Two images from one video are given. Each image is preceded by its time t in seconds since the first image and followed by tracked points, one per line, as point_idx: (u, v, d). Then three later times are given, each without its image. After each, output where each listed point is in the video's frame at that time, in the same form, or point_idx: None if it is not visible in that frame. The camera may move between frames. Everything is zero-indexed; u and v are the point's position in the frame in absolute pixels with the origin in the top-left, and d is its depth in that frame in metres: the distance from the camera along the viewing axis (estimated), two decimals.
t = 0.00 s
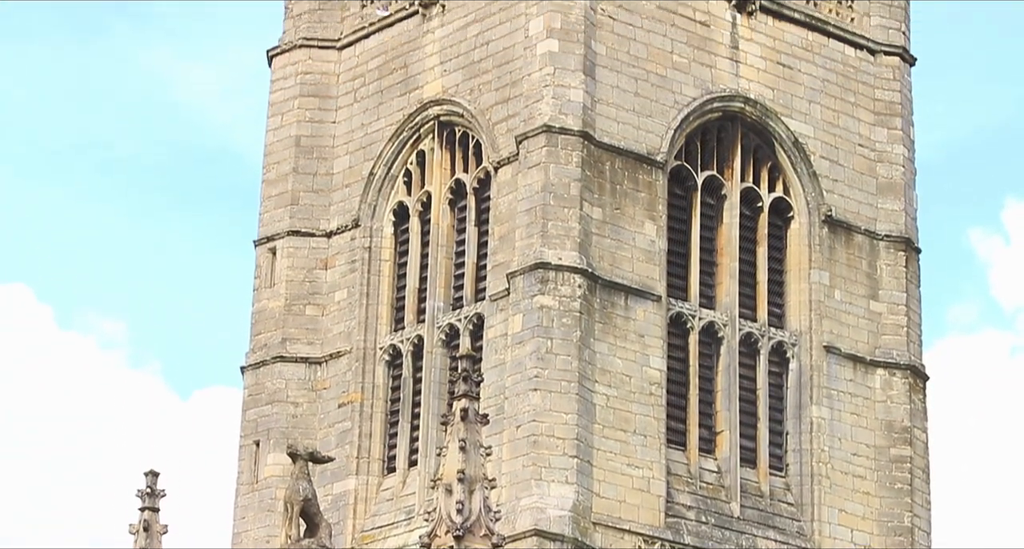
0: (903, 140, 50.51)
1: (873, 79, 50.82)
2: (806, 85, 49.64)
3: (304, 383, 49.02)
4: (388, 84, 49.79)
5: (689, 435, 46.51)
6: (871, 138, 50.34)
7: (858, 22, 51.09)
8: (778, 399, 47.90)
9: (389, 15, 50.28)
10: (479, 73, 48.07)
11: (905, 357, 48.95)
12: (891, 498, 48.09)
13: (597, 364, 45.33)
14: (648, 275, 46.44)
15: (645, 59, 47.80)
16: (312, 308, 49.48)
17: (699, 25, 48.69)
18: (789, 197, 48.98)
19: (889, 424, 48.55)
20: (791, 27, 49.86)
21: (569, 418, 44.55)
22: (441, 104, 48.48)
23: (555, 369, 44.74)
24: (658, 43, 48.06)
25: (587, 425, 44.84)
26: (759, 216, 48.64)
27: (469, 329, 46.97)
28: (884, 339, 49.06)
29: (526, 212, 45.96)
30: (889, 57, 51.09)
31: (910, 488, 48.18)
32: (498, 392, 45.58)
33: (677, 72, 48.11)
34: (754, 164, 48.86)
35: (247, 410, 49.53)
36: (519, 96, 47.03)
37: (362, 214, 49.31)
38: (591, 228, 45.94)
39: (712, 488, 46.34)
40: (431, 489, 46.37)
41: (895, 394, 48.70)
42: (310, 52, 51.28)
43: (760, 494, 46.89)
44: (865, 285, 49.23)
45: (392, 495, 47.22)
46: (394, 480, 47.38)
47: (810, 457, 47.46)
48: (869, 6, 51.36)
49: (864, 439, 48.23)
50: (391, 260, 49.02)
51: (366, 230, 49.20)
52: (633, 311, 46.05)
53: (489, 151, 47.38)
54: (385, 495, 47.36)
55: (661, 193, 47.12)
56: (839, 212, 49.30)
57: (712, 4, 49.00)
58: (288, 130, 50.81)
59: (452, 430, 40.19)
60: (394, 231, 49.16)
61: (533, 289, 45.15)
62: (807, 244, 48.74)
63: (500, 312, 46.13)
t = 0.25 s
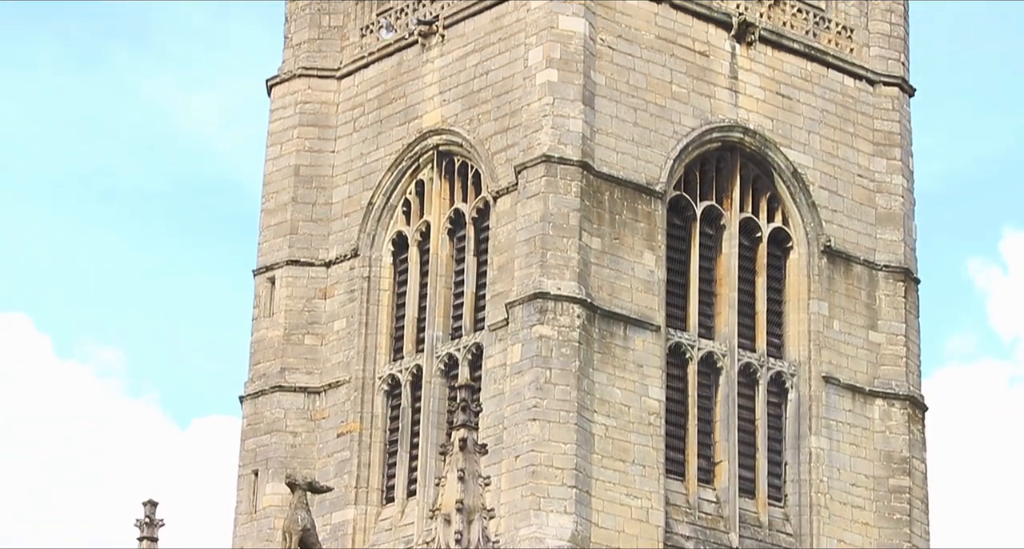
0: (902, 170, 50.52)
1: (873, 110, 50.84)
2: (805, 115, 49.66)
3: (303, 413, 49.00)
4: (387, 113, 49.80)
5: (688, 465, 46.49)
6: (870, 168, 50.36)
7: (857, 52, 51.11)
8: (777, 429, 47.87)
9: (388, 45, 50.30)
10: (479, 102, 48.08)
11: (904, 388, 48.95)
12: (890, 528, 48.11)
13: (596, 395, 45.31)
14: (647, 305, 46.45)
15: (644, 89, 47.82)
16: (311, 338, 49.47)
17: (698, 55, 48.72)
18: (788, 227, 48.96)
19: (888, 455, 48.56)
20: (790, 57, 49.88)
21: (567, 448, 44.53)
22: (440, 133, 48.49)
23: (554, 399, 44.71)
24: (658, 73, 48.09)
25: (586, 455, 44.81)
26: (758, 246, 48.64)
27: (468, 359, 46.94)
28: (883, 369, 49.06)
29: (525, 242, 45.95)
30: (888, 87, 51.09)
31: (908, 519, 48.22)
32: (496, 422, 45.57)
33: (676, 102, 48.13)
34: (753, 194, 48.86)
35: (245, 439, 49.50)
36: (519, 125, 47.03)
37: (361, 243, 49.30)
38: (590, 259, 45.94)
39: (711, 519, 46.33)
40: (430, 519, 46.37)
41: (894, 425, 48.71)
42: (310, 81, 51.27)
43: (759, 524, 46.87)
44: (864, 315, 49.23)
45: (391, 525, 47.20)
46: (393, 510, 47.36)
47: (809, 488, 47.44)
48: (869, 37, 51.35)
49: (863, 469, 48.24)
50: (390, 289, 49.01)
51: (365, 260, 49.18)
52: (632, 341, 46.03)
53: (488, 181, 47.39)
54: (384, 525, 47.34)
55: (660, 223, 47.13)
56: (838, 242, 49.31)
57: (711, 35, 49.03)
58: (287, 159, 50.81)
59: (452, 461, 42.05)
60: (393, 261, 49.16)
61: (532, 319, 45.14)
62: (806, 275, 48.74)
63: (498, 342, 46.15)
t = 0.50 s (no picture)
0: (901, 199, 50.53)
1: (871, 137, 50.86)
2: (804, 142, 49.70)
3: (301, 440, 48.99)
4: (386, 141, 49.81)
5: (687, 493, 46.50)
6: (869, 196, 50.39)
7: (855, 80, 51.02)
8: (775, 457, 47.85)
9: (387, 72, 50.31)
10: (477, 130, 48.11)
11: (903, 415, 48.93)
12: None
13: (595, 422, 45.31)
14: (645, 333, 46.44)
15: (643, 117, 47.87)
16: (309, 365, 49.47)
17: (697, 83, 48.76)
18: (786, 255, 48.95)
19: (886, 483, 48.56)
20: (789, 85, 49.93)
21: (565, 476, 44.54)
22: (438, 161, 48.53)
23: (552, 426, 44.73)
24: (656, 100, 48.13)
25: (584, 482, 44.81)
26: (757, 274, 48.64)
27: (466, 387, 46.92)
28: (881, 397, 49.03)
29: (523, 269, 45.98)
30: (887, 115, 51.07)
31: (907, 546, 48.25)
32: (495, 449, 45.57)
33: (674, 130, 48.15)
34: (751, 222, 48.88)
35: (243, 467, 49.48)
36: (518, 153, 47.07)
37: (360, 271, 49.30)
38: (588, 286, 45.96)
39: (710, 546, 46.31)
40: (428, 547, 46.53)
41: (892, 452, 48.69)
42: (309, 108, 51.27)
43: None
44: (863, 343, 49.23)
45: None
46: (391, 538, 47.34)
47: (807, 515, 47.43)
48: (868, 64, 51.29)
49: (862, 497, 48.24)
50: (389, 317, 49.01)
51: (363, 287, 49.17)
52: (630, 369, 46.03)
53: (486, 208, 47.41)
54: None
55: (658, 251, 47.15)
56: (837, 270, 49.32)
57: (709, 62, 49.07)
58: (286, 187, 50.84)
59: (450, 489, 43.28)
60: (391, 288, 49.17)
61: (530, 346, 45.15)
62: (805, 302, 48.75)
63: (496, 370, 46.16)
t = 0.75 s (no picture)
0: (899, 225, 50.56)
1: (870, 164, 50.88)
2: (803, 169, 49.72)
3: (299, 466, 48.97)
4: (385, 167, 49.83)
5: (685, 519, 46.49)
6: (867, 223, 50.39)
7: (854, 107, 51.06)
8: (773, 483, 47.82)
9: (387, 98, 50.33)
10: (476, 156, 48.14)
11: (901, 442, 48.93)
12: None
13: (593, 449, 45.30)
14: (644, 360, 46.45)
15: (642, 144, 47.89)
16: (308, 391, 49.46)
17: (696, 109, 48.79)
18: (785, 281, 48.96)
19: (885, 509, 48.55)
20: (788, 112, 49.96)
21: (564, 502, 44.52)
22: (437, 187, 48.54)
23: (550, 453, 44.73)
24: (655, 127, 48.15)
25: (582, 509, 44.79)
26: (755, 300, 48.64)
27: (464, 414, 46.93)
28: (879, 424, 49.04)
29: (522, 296, 45.99)
30: (886, 142, 51.11)
31: None
32: (493, 476, 45.54)
33: (673, 156, 48.18)
34: (750, 248, 48.89)
35: (241, 493, 49.44)
36: (516, 180, 47.10)
37: (359, 297, 49.32)
38: (586, 313, 45.96)
39: None
40: None
41: (891, 479, 48.69)
42: (308, 135, 51.29)
43: None
44: (861, 370, 49.22)
45: None
46: None
47: (806, 542, 47.41)
48: (867, 92, 51.32)
49: (860, 523, 48.22)
50: (387, 343, 49.00)
51: (362, 313, 49.18)
52: (629, 396, 46.02)
53: (485, 235, 47.43)
54: None
55: (657, 277, 47.15)
56: (836, 296, 49.31)
57: (709, 89, 49.11)
58: (285, 213, 50.86)
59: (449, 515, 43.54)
60: (390, 314, 49.17)
61: (528, 373, 45.15)
62: (804, 329, 48.72)
63: (494, 397, 46.16)
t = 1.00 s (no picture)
0: (899, 253, 50.61)
1: (869, 192, 50.91)
2: (802, 197, 49.75)
3: (298, 493, 48.94)
4: (385, 194, 49.85)
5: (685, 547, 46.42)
6: (867, 250, 50.41)
7: (854, 134, 51.11)
8: (773, 511, 47.80)
9: (387, 125, 50.35)
10: (476, 183, 48.16)
11: (901, 469, 48.93)
12: None
13: (592, 476, 45.28)
14: (644, 387, 46.45)
15: (642, 171, 47.91)
16: (307, 418, 49.44)
17: (696, 137, 48.82)
18: (784, 309, 48.96)
19: (884, 537, 48.55)
20: (787, 139, 49.99)
21: (563, 529, 44.48)
22: (437, 214, 48.56)
23: (550, 480, 44.70)
24: (655, 155, 48.18)
25: (582, 536, 44.75)
26: (755, 327, 48.65)
27: (464, 441, 46.92)
28: (879, 452, 49.04)
29: (522, 323, 45.99)
30: (886, 170, 51.14)
31: None
32: (492, 503, 45.51)
33: (673, 184, 48.21)
34: (749, 276, 48.91)
35: (241, 519, 49.40)
36: (516, 207, 47.12)
37: (358, 323, 49.33)
38: (586, 340, 45.96)
39: None
40: None
41: (890, 507, 48.68)
42: (308, 161, 51.31)
43: None
44: (861, 397, 49.22)
45: None
46: None
47: None
48: (866, 119, 51.39)
49: None
50: (387, 370, 48.98)
51: (362, 340, 49.19)
52: (628, 423, 46.02)
53: (485, 262, 47.45)
54: None
55: (656, 305, 47.16)
56: (835, 324, 49.31)
57: (708, 116, 49.15)
58: (284, 239, 50.87)
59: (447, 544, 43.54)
60: (390, 341, 49.18)
61: (528, 401, 45.15)
62: (803, 357, 48.71)
63: (494, 424, 46.15)
